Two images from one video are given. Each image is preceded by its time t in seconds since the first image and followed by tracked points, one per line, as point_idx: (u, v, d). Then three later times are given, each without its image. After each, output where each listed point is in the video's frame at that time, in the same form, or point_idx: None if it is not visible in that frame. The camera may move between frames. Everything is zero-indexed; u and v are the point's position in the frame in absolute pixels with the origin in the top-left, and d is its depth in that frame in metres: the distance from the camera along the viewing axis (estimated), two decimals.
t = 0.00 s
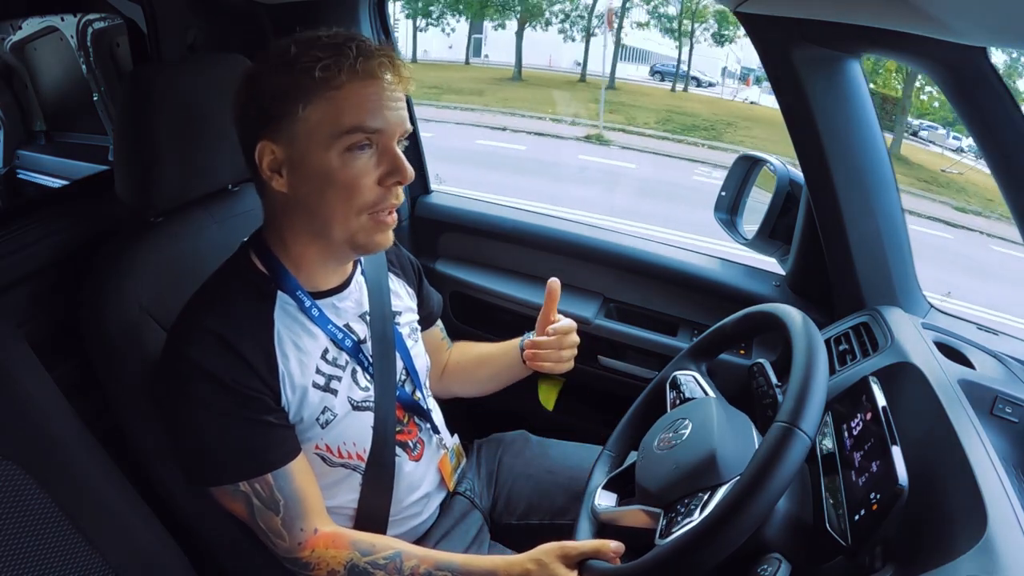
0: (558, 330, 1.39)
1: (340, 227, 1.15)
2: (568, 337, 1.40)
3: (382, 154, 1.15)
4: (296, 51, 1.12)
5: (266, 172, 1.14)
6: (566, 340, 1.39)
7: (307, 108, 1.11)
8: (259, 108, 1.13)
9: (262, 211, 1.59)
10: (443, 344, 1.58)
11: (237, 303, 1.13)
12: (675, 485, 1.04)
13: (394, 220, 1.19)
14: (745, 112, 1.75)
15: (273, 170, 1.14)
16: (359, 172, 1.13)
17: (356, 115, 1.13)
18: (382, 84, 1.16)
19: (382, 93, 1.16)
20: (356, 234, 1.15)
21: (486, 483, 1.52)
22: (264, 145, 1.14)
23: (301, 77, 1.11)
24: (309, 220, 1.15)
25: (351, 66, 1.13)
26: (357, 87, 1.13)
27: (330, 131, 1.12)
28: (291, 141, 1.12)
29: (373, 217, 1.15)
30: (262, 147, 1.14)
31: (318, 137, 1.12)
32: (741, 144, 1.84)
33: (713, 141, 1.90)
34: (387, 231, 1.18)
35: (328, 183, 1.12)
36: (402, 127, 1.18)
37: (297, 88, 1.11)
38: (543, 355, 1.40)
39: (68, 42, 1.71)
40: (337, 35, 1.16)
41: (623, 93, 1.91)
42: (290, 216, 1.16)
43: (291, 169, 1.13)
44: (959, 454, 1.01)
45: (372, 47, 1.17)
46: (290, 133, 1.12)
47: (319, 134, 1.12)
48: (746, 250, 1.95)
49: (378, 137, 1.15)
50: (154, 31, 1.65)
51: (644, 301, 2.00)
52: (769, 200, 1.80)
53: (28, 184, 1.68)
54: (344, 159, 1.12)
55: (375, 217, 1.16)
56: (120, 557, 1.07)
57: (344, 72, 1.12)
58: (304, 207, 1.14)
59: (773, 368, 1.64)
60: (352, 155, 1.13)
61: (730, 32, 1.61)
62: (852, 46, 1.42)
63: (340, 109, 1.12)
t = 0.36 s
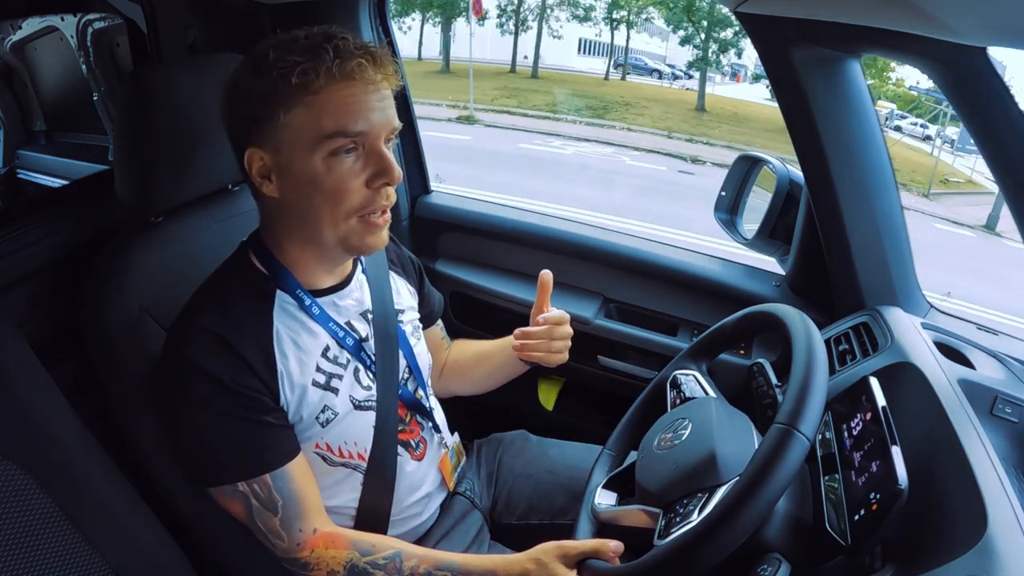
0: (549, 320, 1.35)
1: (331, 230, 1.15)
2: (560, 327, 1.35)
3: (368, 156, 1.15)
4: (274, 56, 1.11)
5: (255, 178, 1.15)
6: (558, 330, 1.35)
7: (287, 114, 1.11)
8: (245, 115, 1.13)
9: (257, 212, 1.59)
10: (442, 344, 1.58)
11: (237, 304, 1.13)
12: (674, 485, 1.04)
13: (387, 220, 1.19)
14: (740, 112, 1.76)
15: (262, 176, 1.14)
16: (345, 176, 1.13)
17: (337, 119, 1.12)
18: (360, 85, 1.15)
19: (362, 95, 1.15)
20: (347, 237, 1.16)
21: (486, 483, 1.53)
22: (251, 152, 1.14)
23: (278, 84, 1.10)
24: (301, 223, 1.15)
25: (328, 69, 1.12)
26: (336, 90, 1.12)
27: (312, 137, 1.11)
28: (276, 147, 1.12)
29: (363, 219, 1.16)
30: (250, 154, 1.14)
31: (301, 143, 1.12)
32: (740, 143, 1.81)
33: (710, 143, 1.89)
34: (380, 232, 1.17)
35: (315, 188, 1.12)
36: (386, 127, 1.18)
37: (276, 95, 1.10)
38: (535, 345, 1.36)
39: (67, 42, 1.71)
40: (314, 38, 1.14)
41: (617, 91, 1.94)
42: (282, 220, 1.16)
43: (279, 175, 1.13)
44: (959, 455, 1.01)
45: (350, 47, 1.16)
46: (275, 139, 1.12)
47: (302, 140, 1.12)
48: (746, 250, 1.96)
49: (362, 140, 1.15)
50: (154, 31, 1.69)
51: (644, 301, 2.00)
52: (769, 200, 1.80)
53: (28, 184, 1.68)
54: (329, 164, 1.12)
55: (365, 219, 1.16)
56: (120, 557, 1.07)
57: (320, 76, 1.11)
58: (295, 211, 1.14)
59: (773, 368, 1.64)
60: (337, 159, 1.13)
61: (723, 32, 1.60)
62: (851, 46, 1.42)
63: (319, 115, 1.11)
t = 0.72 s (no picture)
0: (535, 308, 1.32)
1: (336, 229, 1.15)
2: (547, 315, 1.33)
3: (375, 158, 1.15)
4: (280, 56, 1.11)
5: (260, 179, 1.15)
6: (545, 318, 1.33)
7: (294, 115, 1.11)
8: (249, 115, 1.13)
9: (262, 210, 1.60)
10: (441, 343, 1.58)
11: (237, 303, 1.13)
12: (672, 485, 1.04)
13: (392, 220, 1.18)
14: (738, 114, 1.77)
15: (267, 177, 1.14)
16: (351, 177, 1.13)
17: (344, 120, 1.12)
18: (369, 87, 1.15)
19: (371, 97, 1.15)
20: (352, 237, 1.15)
21: (485, 483, 1.53)
22: (256, 152, 1.14)
23: (286, 84, 1.10)
24: (305, 223, 1.15)
25: (336, 71, 1.12)
26: (343, 92, 1.12)
27: (318, 138, 1.11)
28: (281, 148, 1.12)
29: (369, 220, 1.15)
30: (254, 154, 1.14)
31: (307, 144, 1.11)
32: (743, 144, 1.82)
33: (713, 141, 1.89)
34: (384, 233, 1.17)
35: (320, 189, 1.12)
36: (393, 129, 1.17)
37: (284, 96, 1.10)
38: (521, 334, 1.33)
39: (66, 42, 1.72)
40: (321, 39, 1.14)
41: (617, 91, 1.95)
42: (286, 220, 1.16)
43: (284, 175, 1.13)
44: (958, 454, 1.01)
45: (358, 49, 1.16)
46: (280, 139, 1.12)
47: (308, 141, 1.11)
48: (745, 250, 1.96)
49: (369, 142, 1.14)
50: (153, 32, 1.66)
51: (643, 301, 2.00)
52: (767, 198, 1.79)
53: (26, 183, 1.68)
54: (335, 165, 1.12)
55: (370, 219, 1.15)
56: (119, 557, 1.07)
57: (328, 77, 1.11)
58: (300, 211, 1.14)
59: (772, 368, 1.64)
60: (343, 160, 1.13)
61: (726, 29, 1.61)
62: (850, 46, 1.42)
63: (327, 116, 1.11)
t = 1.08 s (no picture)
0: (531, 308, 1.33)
1: (335, 227, 1.15)
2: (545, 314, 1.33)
3: (376, 156, 1.15)
4: (284, 53, 1.11)
5: (260, 174, 1.14)
6: (544, 317, 1.33)
7: (297, 112, 1.11)
8: (250, 111, 1.13)
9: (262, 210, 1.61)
10: (440, 344, 1.58)
11: (235, 303, 1.13)
12: (670, 484, 1.04)
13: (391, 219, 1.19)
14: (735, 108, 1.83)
15: (268, 173, 1.14)
16: (352, 174, 1.13)
17: (346, 118, 1.12)
18: (373, 86, 1.15)
19: (374, 96, 1.15)
20: (350, 235, 1.16)
21: (485, 483, 1.53)
22: (257, 148, 1.13)
23: (289, 81, 1.10)
24: (305, 221, 1.15)
25: (340, 69, 1.12)
26: (346, 90, 1.12)
27: (321, 135, 1.11)
28: (284, 145, 1.12)
29: (367, 218, 1.15)
30: (256, 150, 1.14)
31: (309, 140, 1.11)
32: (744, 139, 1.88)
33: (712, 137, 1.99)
34: (383, 231, 1.17)
35: (321, 186, 1.12)
36: (395, 129, 1.17)
37: (287, 93, 1.10)
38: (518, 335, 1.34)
39: (63, 42, 1.68)
40: (325, 37, 1.14)
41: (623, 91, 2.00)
42: (286, 217, 1.16)
43: (285, 172, 1.13)
44: (956, 452, 1.02)
45: (362, 47, 1.16)
46: (282, 136, 1.12)
47: (311, 137, 1.11)
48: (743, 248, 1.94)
49: (371, 141, 1.14)
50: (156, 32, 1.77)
51: (641, 300, 2.00)
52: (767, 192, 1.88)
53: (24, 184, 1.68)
54: (336, 163, 1.12)
55: (369, 218, 1.15)
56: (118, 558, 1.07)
57: (332, 74, 1.11)
58: (300, 208, 1.14)
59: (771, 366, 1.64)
60: (345, 158, 1.13)
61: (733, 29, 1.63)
62: (848, 44, 1.42)
63: (330, 114, 1.11)
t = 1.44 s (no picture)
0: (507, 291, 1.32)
1: (341, 230, 1.14)
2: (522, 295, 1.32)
3: (386, 162, 1.15)
4: (302, 56, 1.13)
5: (268, 175, 1.14)
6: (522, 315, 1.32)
7: (311, 113, 1.11)
8: (262, 112, 1.13)
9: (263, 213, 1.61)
10: (437, 343, 1.57)
11: (234, 306, 1.13)
12: (669, 487, 1.04)
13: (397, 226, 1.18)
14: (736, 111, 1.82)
15: (276, 174, 1.14)
16: (362, 178, 1.13)
17: (360, 122, 1.13)
18: (387, 93, 1.16)
19: (387, 103, 1.16)
20: (356, 239, 1.15)
21: (485, 487, 1.52)
22: (267, 148, 1.13)
23: (307, 82, 1.11)
24: (311, 223, 1.14)
25: (357, 73, 1.13)
26: (361, 94, 1.14)
27: (334, 137, 1.12)
28: (295, 145, 1.12)
29: (374, 223, 1.15)
30: (265, 150, 1.13)
31: (322, 142, 1.12)
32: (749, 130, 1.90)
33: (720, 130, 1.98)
34: (389, 238, 1.17)
35: (330, 189, 1.12)
36: (405, 136, 1.18)
37: (302, 94, 1.11)
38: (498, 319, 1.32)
39: (63, 46, 1.67)
40: (342, 43, 1.17)
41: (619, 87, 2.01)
42: (291, 219, 1.15)
43: (294, 173, 1.13)
44: (957, 454, 1.02)
45: (377, 55, 1.18)
46: (293, 137, 1.12)
47: (323, 139, 1.12)
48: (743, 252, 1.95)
49: (382, 146, 1.15)
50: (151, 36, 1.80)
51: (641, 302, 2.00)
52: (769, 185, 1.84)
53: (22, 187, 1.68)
54: (347, 165, 1.12)
55: (376, 223, 1.15)
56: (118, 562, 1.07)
57: (350, 78, 1.13)
58: (307, 212, 1.14)
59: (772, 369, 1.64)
60: (355, 161, 1.13)
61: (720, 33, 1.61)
62: (847, 45, 1.42)
63: (344, 117, 1.12)
